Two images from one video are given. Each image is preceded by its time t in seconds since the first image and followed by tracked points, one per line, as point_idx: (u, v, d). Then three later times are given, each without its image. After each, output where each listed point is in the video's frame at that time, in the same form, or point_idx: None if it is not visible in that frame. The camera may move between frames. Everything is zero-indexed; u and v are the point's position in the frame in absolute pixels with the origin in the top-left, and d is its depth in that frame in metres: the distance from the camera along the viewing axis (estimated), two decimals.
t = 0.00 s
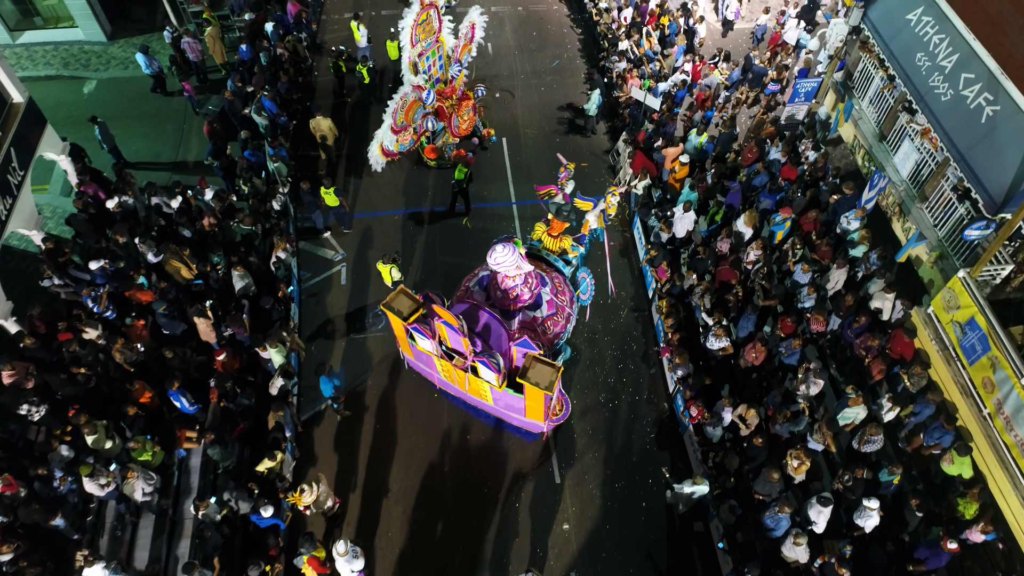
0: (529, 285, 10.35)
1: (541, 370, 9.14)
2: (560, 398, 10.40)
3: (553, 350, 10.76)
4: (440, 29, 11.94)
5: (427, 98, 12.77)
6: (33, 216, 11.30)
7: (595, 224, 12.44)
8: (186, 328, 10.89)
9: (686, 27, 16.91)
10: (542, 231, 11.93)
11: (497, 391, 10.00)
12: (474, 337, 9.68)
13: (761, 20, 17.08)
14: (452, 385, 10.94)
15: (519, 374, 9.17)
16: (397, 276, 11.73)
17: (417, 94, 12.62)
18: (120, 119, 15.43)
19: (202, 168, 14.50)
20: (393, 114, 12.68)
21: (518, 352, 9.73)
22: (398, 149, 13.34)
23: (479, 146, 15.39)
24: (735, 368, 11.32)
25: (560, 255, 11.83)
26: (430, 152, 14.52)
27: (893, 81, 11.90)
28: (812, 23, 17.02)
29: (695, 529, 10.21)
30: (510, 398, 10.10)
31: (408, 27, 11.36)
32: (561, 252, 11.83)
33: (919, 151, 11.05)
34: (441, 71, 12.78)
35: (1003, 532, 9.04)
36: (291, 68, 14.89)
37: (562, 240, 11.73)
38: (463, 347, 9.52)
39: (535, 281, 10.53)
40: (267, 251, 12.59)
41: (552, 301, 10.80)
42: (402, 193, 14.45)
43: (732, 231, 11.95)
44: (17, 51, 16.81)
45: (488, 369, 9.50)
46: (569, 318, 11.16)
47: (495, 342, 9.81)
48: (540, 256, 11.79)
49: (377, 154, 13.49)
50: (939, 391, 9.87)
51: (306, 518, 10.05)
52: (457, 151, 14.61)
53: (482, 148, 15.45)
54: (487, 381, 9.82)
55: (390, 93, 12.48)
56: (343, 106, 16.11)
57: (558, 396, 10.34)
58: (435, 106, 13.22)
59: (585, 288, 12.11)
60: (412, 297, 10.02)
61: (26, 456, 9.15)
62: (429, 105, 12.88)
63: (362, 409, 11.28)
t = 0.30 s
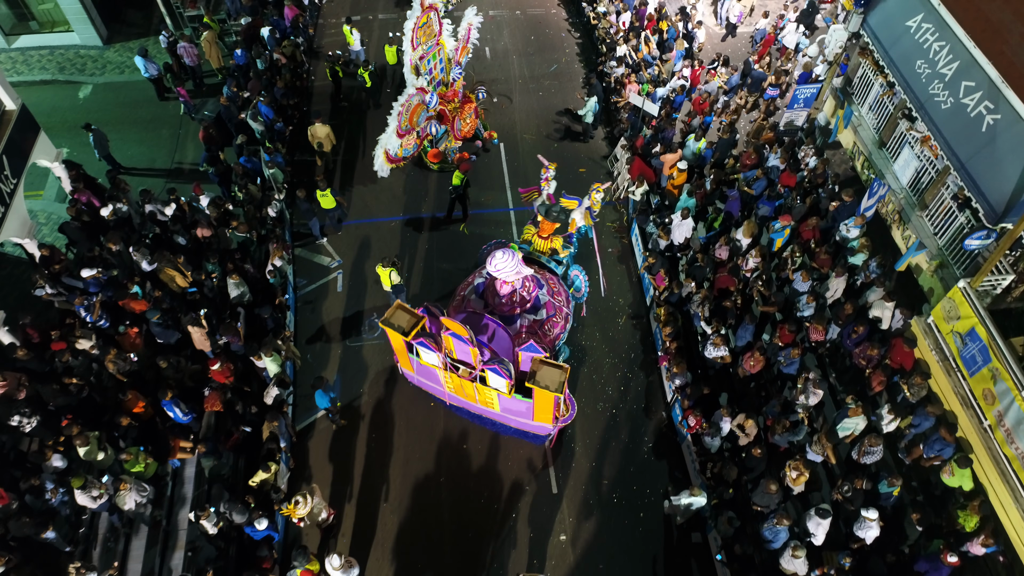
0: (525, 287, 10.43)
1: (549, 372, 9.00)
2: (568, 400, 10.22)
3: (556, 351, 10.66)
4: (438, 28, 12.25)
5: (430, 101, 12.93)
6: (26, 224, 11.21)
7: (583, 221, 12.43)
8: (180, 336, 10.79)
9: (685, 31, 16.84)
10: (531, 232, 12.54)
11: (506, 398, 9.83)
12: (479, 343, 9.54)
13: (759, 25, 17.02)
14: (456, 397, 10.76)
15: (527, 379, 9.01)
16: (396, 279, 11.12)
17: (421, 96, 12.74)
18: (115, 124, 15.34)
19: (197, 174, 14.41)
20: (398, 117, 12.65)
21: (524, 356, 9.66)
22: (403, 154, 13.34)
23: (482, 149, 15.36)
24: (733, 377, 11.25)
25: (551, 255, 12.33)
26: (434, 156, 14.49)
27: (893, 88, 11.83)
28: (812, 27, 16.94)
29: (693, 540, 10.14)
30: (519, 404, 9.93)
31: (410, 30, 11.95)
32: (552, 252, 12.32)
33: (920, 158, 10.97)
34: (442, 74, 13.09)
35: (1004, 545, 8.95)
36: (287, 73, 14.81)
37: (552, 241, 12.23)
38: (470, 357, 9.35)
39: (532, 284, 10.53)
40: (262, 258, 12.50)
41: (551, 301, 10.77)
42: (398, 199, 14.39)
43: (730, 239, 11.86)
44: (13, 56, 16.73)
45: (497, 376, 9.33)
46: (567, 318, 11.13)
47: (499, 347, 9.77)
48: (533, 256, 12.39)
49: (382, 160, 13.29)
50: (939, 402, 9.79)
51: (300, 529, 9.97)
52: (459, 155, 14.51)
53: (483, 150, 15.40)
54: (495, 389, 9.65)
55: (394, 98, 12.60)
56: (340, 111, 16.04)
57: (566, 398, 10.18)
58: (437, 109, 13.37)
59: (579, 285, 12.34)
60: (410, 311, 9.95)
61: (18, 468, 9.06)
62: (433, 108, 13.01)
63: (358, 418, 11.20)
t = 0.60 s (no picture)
0: (524, 293, 10.21)
1: (560, 375, 9.31)
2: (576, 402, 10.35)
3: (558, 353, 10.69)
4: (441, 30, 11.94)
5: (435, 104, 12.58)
6: (20, 232, 11.12)
7: (569, 220, 11.85)
8: (176, 344, 10.70)
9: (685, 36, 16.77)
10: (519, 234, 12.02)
11: (515, 404, 9.84)
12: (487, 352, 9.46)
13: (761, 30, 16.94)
14: (459, 407, 10.71)
15: (539, 383, 9.24)
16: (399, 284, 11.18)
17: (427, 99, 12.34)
18: (112, 129, 15.26)
19: (194, 179, 14.33)
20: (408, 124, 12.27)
21: (530, 362, 9.69)
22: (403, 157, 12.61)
23: (484, 151, 15.35)
24: (733, 387, 11.16)
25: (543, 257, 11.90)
26: (436, 158, 13.66)
27: (895, 95, 11.73)
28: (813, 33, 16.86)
29: (692, 551, 10.05)
30: (528, 408, 9.97)
31: (414, 33, 11.38)
32: (543, 254, 11.94)
33: (921, 167, 10.88)
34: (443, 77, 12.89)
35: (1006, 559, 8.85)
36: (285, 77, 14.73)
37: (544, 242, 11.70)
38: (481, 368, 9.26)
39: (529, 288, 10.42)
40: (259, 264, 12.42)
41: (549, 303, 10.75)
42: (397, 204, 14.31)
43: (730, 247, 11.75)
44: (10, 59, 16.67)
45: (510, 385, 9.27)
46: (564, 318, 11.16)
47: (505, 355, 9.57)
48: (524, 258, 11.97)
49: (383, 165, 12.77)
50: (940, 414, 9.69)
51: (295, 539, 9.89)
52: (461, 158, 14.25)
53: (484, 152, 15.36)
54: (506, 398, 9.68)
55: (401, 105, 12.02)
56: (338, 116, 15.98)
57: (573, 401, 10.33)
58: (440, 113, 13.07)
59: (571, 284, 12.44)
60: (411, 328, 9.94)
61: (11, 478, 8.96)
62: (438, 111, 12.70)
63: (354, 427, 11.12)
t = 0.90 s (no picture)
0: (523, 298, 10.14)
1: (567, 375, 9.31)
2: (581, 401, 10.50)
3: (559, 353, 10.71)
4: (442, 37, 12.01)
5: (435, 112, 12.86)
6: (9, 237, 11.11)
7: (554, 219, 11.81)
8: (171, 352, 10.62)
9: (685, 40, 16.71)
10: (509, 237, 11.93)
11: (525, 409, 9.91)
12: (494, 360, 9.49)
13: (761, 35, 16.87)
14: (464, 417, 10.70)
15: (548, 387, 9.22)
16: (395, 287, 11.23)
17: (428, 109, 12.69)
18: (109, 133, 15.19)
19: (191, 184, 14.26)
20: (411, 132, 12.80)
21: (537, 366, 9.73)
22: (401, 163, 13.43)
23: (482, 157, 15.34)
24: (732, 396, 11.09)
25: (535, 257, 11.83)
26: (433, 165, 13.64)
27: (896, 103, 11.65)
28: (813, 38, 16.79)
29: (690, 563, 9.96)
30: (536, 411, 10.07)
31: (415, 39, 11.44)
32: (534, 255, 11.85)
33: (923, 175, 10.80)
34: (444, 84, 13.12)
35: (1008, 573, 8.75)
36: (284, 82, 14.65)
37: (535, 244, 11.63)
38: (492, 378, 9.28)
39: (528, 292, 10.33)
40: (256, 270, 12.34)
41: (547, 305, 10.72)
42: (395, 210, 14.24)
43: (730, 255, 11.64)
44: (7, 63, 16.60)
45: (522, 392, 9.27)
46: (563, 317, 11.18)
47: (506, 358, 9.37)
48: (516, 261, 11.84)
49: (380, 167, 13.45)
50: (941, 426, 9.60)
51: (290, 550, 9.80)
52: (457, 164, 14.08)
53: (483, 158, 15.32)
54: (517, 404, 9.68)
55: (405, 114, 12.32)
56: (336, 120, 15.92)
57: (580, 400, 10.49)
58: (440, 119, 13.31)
59: (565, 284, 12.21)
60: (411, 343, 9.76)
61: (4, 488, 8.87)
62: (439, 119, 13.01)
63: (351, 435, 11.05)
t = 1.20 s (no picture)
0: (519, 302, 10.07)
1: (572, 375, 9.44)
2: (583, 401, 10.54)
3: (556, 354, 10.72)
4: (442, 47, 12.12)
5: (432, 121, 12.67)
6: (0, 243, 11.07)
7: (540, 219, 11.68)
8: (166, 360, 10.54)
9: (686, 44, 16.64)
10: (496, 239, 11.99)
11: (531, 412, 9.86)
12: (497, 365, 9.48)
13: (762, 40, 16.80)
14: (468, 426, 10.56)
15: (554, 388, 9.29)
16: (387, 287, 11.16)
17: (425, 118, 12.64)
18: (107, 136, 15.12)
19: (189, 189, 14.19)
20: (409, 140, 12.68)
21: (539, 369, 9.78)
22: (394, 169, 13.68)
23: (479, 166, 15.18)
24: (731, 406, 11.00)
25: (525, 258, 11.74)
26: (428, 173, 13.46)
27: (897, 110, 11.58)
28: (814, 43, 16.72)
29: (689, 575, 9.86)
30: (542, 414, 10.03)
31: (413, 49, 12.17)
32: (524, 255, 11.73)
33: (925, 184, 10.72)
34: (442, 92, 12.85)
35: None
36: (282, 87, 14.59)
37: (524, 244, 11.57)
38: (499, 385, 9.24)
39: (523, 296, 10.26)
40: (252, 277, 12.27)
41: (541, 308, 10.71)
42: (394, 216, 14.16)
43: (730, 262, 11.52)
44: (6, 65, 16.55)
45: (532, 395, 9.22)
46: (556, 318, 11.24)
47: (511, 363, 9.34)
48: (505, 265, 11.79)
49: (372, 173, 13.80)
50: (942, 439, 9.51)
51: (285, 560, 9.72)
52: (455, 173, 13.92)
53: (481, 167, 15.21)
54: (524, 408, 9.62)
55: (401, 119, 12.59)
56: (335, 125, 15.86)
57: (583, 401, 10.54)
58: (437, 128, 12.99)
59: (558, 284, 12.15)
60: (411, 356, 9.60)
61: None
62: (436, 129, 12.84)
63: (347, 443, 10.97)
